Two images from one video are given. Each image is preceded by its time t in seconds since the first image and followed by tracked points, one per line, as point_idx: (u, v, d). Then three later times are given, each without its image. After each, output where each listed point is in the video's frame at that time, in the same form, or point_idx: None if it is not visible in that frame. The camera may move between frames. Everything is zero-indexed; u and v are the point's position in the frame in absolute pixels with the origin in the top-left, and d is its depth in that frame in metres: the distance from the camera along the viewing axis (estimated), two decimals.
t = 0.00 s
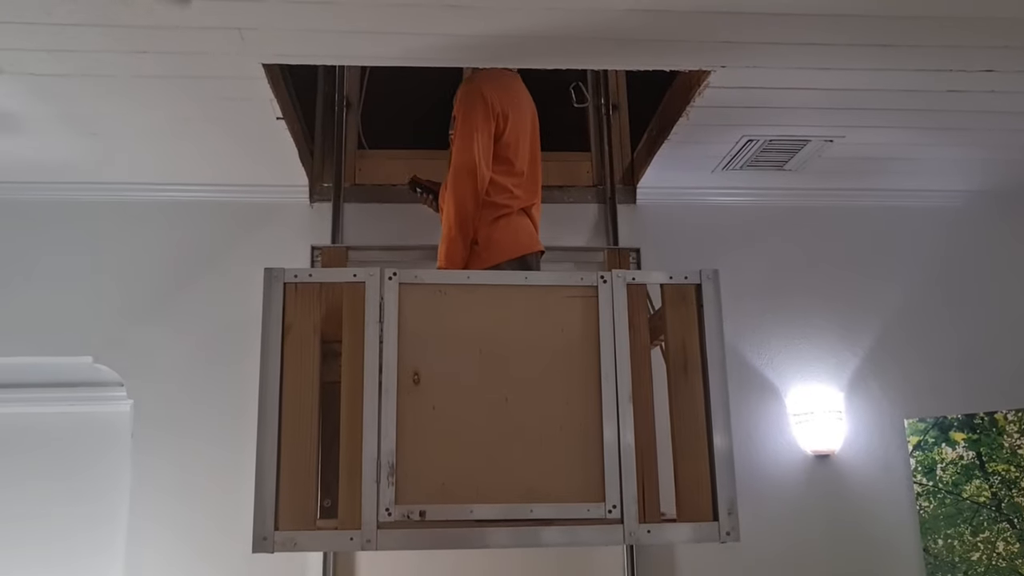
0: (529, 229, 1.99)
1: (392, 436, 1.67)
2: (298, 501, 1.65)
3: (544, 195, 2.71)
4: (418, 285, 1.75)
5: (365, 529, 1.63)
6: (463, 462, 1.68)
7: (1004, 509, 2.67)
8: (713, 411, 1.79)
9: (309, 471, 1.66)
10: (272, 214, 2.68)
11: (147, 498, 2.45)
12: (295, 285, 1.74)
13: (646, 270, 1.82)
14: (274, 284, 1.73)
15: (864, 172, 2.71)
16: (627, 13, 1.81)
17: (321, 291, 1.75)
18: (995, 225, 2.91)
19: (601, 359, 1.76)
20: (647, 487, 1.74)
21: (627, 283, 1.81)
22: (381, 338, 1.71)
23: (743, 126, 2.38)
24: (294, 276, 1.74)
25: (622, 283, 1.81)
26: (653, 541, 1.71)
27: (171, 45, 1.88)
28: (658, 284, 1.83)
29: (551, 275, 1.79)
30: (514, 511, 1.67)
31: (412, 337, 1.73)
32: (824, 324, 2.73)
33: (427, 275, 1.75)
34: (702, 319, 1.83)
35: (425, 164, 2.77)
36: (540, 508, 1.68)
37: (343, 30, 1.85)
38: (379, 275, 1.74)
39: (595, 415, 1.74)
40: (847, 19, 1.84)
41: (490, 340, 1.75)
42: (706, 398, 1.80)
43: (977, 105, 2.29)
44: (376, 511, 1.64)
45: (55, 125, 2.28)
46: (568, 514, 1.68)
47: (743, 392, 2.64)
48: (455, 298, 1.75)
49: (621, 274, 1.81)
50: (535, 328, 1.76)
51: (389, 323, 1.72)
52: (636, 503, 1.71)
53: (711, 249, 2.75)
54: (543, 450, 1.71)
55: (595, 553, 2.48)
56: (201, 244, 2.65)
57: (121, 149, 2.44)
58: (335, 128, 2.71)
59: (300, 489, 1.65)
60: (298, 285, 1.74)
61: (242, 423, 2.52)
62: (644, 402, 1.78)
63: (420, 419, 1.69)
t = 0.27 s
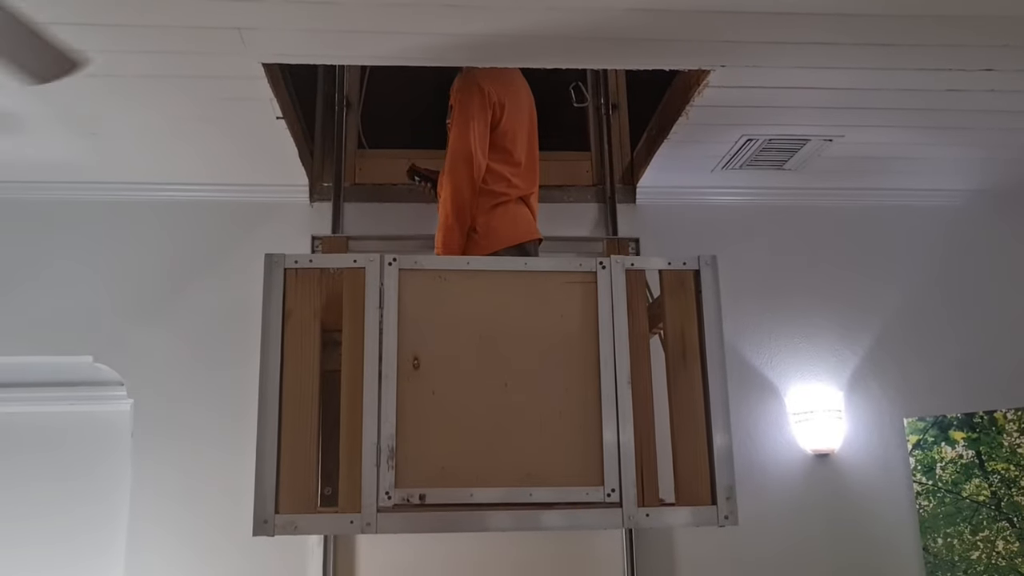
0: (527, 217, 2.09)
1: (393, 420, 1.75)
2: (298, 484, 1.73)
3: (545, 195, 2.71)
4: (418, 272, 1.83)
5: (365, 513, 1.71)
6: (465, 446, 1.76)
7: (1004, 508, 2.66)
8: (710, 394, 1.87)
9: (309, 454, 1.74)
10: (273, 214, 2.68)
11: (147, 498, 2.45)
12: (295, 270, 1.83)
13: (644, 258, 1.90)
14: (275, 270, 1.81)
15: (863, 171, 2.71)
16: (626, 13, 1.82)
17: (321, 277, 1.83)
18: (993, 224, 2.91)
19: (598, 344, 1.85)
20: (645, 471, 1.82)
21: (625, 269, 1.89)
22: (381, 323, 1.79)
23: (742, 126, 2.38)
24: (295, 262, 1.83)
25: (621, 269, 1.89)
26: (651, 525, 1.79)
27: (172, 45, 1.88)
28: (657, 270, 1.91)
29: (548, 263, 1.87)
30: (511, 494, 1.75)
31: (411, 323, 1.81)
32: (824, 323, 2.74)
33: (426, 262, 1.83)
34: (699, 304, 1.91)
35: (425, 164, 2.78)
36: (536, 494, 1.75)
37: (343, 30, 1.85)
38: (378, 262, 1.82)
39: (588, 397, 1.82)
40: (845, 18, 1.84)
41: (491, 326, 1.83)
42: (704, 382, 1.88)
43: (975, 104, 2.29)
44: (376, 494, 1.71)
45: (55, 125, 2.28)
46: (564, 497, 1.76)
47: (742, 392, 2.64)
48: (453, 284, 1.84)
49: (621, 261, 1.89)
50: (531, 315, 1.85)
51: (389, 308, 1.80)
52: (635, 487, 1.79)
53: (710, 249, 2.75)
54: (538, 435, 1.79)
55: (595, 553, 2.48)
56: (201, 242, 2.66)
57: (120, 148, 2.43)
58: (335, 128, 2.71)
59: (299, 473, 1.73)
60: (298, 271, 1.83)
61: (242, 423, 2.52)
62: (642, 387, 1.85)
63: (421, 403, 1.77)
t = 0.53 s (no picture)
0: (523, 208, 2.11)
1: (394, 405, 1.75)
2: (299, 469, 1.72)
3: (545, 196, 2.72)
4: (418, 258, 1.83)
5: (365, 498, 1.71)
6: (466, 431, 1.76)
7: (1004, 508, 2.67)
8: (710, 380, 1.87)
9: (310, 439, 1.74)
10: (274, 214, 2.69)
11: (147, 498, 2.45)
12: (296, 256, 1.83)
13: (643, 245, 1.90)
14: (276, 256, 1.81)
15: (863, 172, 2.71)
16: (627, 13, 1.82)
17: (322, 263, 1.83)
18: (993, 225, 2.91)
19: (599, 331, 1.85)
20: (644, 457, 1.82)
21: (625, 256, 1.90)
22: (382, 308, 1.79)
23: (741, 126, 2.39)
24: (296, 247, 1.83)
25: (621, 256, 1.89)
26: (650, 511, 1.78)
27: (174, 45, 1.88)
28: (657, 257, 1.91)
29: (549, 249, 1.87)
30: (512, 479, 1.74)
31: (413, 309, 1.81)
32: (824, 323, 2.74)
33: (426, 248, 1.83)
34: (699, 292, 1.91)
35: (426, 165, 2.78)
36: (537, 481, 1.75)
37: (345, 30, 1.85)
38: (379, 248, 1.82)
39: (589, 383, 1.82)
40: (846, 19, 1.84)
41: (491, 312, 1.83)
42: (703, 369, 1.88)
43: (976, 105, 2.29)
44: (377, 480, 1.71)
45: (56, 125, 2.29)
46: (566, 483, 1.75)
47: (742, 393, 2.64)
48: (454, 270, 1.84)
49: (620, 247, 1.89)
50: (532, 301, 1.85)
51: (389, 295, 1.80)
52: (635, 472, 1.79)
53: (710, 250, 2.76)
54: (539, 420, 1.79)
55: (594, 553, 2.47)
56: (202, 242, 2.66)
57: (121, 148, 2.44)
58: (337, 129, 2.70)
59: (300, 458, 1.73)
60: (299, 257, 1.83)
61: (243, 423, 2.53)
62: (642, 372, 1.85)
63: (421, 389, 1.77)
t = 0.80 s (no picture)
0: (522, 197, 2.12)
1: (395, 391, 1.79)
2: (300, 454, 1.76)
3: (545, 197, 2.72)
4: (419, 246, 1.88)
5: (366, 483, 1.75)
6: (467, 416, 1.81)
7: (1005, 509, 2.68)
8: (709, 367, 1.90)
9: (310, 426, 1.78)
10: (274, 215, 2.69)
11: (146, 499, 2.45)
12: (297, 244, 1.87)
13: (643, 232, 1.94)
14: (276, 243, 1.85)
15: (862, 172, 2.71)
16: (627, 13, 1.81)
17: (322, 251, 1.87)
18: (993, 225, 2.91)
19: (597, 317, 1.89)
20: (644, 444, 1.85)
21: (624, 244, 1.93)
22: (383, 295, 1.83)
23: (741, 127, 2.39)
24: (296, 235, 1.86)
25: (620, 244, 1.93)
26: (650, 496, 1.82)
27: (174, 46, 1.88)
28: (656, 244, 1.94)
29: (548, 237, 1.92)
30: (512, 464, 1.79)
31: (414, 297, 1.85)
32: (824, 323, 2.74)
33: (426, 236, 1.88)
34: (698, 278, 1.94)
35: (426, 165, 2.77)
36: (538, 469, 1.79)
37: (344, 31, 1.85)
38: (380, 236, 1.86)
39: (586, 368, 1.86)
40: (847, 18, 1.84)
41: (492, 299, 1.87)
42: (702, 356, 1.91)
43: (976, 105, 2.29)
44: (378, 466, 1.75)
45: (55, 126, 2.28)
46: (565, 468, 1.80)
47: (742, 393, 2.65)
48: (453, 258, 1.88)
49: (619, 235, 1.93)
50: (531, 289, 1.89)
51: (390, 283, 1.84)
52: (634, 458, 1.83)
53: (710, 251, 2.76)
54: (537, 406, 1.83)
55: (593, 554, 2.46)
56: (202, 243, 2.66)
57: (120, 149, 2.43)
58: (337, 130, 2.73)
59: (301, 444, 1.77)
60: (300, 244, 1.87)
61: (243, 424, 2.52)
62: (641, 359, 1.89)
63: (423, 375, 1.82)
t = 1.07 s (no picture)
0: (521, 186, 2.14)
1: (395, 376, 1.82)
2: (301, 441, 1.79)
3: (545, 199, 2.72)
4: (419, 234, 1.91)
5: (366, 469, 1.77)
6: (467, 402, 1.84)
7: (1005, 511, 2.68)
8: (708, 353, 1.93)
9: (311, 412, 1.81)
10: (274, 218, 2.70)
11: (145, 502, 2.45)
12: (297, 232, 1.90)
13: (642, 221, 1.97)
14: (277, 230, 1.89)
15: (862, 174, 2.71)
16: (626, 16, 1.81)
17: (321, 239, 1.90)
18: (993, 227, 2.91)
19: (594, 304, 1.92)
20: (643, 430, 1.88)
21: (624, 231, 1.97)
22: (382, 282, 1.87)
23: (740, 129, 2.39)
24: (296, 224, 1.90)
25: (619, 231, 1.97)
26: (648, 482, 1.85)
27: (173, 49, 1.88)
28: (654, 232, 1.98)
29: (548, 225, 1.95)
30: (511, 450, 1.81)
31: (413, 285, 1.89)
32: (825, 325, 2.74)
33: (426, 224, 1.91)
34: (697, 267, 1.98)
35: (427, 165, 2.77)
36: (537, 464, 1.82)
37: (343, 33, 1.85)
38: (379, 224, 1.90)
39: (582, 355, 1.89)
40: (846, 20, 1.84)
41: (492, 287, 1.91)
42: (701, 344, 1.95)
43: (976, 107, 2.29)
44: (378, 450, 1.78)
45: (54, 129, 2.29)
46: (563, 454, 1.83)
47: (741, 395, 2.65)
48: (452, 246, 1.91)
49: (619, 223, 1.96)
50: (530, 277, 1.92)
51: (389, 270, 1.88)
52: (633, 443, 1.86)
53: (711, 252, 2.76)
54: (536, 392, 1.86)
55: (596, 556, 2.49)
56: (201, 245, 2.66)
57: (119, 152, 2.43)
58: (336, 133, 2.72)
59: (302, 431, 1.80)
60: (300, 232, 1.90)
61: (242, 427, 2.53)
62: (639, 346, 1.92)
63: (424, 361, 1.85)
